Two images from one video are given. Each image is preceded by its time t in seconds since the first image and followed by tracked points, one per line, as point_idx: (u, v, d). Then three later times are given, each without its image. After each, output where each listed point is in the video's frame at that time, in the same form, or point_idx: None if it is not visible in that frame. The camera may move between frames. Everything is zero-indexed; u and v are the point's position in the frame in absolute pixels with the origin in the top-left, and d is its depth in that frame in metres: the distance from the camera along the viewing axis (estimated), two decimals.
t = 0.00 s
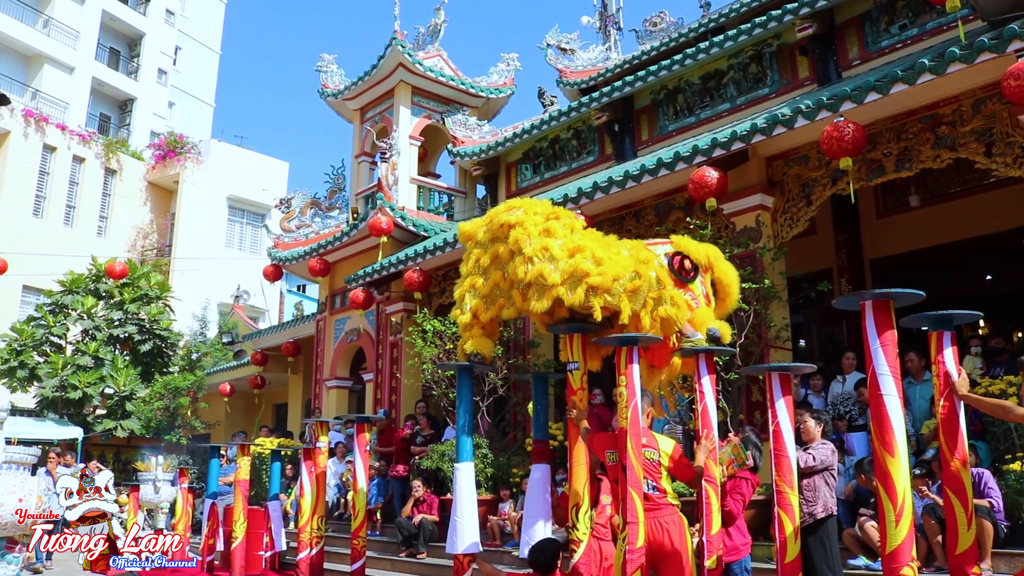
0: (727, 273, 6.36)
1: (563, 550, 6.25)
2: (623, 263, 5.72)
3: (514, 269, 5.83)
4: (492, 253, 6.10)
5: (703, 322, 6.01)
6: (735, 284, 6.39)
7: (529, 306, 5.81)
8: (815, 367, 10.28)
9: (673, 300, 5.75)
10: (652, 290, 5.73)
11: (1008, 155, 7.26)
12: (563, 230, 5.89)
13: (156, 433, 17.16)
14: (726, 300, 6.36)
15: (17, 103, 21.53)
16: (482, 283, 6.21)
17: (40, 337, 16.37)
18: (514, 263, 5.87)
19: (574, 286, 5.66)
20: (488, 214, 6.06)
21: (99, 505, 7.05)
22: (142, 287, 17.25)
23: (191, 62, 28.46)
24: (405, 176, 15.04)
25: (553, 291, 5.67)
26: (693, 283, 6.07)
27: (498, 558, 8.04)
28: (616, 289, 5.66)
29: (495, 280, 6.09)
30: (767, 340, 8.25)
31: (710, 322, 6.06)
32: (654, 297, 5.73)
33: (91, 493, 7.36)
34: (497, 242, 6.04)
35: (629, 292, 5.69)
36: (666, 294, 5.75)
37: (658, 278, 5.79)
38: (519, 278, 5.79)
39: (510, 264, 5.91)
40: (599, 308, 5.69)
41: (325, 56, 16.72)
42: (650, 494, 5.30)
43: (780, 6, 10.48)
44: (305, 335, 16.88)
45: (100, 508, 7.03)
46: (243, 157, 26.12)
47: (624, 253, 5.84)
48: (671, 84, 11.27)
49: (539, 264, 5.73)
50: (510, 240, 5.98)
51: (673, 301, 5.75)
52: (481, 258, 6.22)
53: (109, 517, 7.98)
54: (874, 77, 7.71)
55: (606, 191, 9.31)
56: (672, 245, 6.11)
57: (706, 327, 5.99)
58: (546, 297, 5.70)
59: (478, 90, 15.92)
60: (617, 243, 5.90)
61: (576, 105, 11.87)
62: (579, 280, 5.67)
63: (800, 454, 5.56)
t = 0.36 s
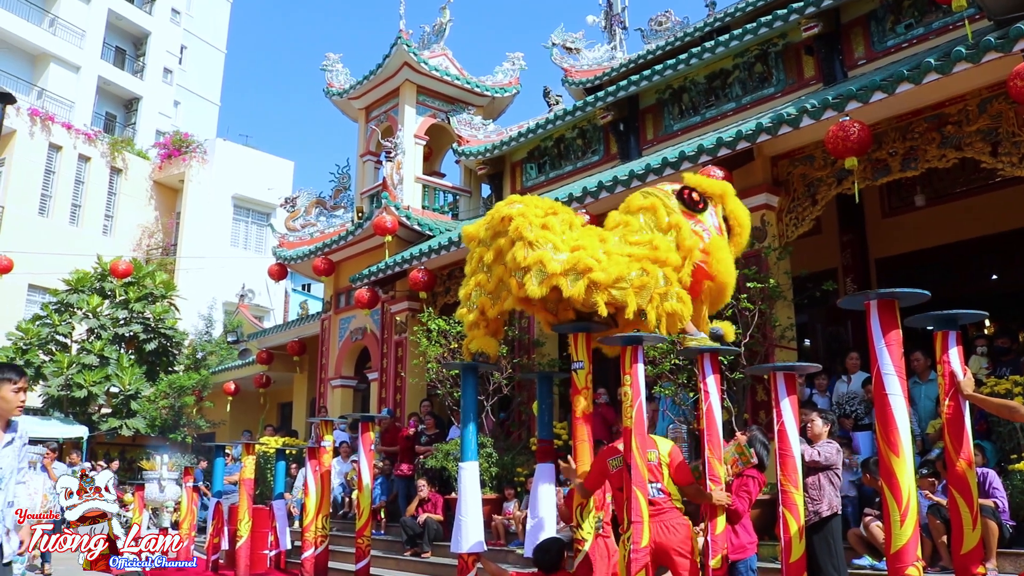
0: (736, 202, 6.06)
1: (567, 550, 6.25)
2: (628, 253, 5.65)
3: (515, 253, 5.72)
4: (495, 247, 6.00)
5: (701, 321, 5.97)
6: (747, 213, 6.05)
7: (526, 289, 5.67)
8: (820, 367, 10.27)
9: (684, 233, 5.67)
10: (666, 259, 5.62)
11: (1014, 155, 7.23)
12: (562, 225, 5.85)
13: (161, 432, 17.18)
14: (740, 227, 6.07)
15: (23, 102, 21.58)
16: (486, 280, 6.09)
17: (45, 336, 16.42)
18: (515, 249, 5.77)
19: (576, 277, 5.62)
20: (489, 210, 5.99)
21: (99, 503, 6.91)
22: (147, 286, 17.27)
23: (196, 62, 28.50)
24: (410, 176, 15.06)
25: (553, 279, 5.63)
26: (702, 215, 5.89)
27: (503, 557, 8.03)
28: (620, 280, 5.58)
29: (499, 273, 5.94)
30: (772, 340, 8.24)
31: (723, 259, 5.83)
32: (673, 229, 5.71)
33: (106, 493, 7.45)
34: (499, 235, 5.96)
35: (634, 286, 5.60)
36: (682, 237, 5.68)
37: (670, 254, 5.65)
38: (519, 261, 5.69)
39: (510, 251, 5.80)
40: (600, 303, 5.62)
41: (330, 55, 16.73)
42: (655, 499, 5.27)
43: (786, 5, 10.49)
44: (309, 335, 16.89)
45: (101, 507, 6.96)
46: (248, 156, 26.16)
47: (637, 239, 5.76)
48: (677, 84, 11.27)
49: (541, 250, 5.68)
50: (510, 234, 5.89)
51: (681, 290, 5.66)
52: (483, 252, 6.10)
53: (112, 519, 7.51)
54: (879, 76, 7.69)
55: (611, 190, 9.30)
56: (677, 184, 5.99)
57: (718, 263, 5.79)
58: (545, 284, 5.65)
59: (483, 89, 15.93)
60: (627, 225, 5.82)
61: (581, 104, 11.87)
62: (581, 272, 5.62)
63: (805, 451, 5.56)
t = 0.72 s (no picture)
0: (732, 164, 6.08)
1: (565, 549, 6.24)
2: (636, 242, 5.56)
3: (523, 249, 5.65)
4: (493, 244, 5.89)
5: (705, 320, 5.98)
6: (744, 174, 6.10)
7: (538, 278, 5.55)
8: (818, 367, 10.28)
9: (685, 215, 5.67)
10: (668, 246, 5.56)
11: (1012, 156, 7.23)
12: (562, 223, 5.74)
13: (159, 431, 17.19)
14: (743, 191, 6.13)
15: (21, 101, 21.56)
16: (482, 278, 6.00)
17: (43, 335, 16.42)
18: (521, 246, 5.68)
19: (586, 269, 5.57)
20: (487, 209, 5.89)
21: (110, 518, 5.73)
22: (145, 285, 17.25)
23: (195, 61, 28.48)
24: (409, 175, 15.06)
25: (565, 272, 5.54)
26: (698, 190, 5.91)
27: (501, 557, 8.02)
28: (631, 272, 5.54)
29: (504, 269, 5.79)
30: (770, 339, 8.26)
31: (730, 229, 5.90)
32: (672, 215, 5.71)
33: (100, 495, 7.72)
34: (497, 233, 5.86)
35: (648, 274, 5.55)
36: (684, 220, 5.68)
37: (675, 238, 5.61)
38: (529, 258, 5.61)
39: (515, 249, 5.70)
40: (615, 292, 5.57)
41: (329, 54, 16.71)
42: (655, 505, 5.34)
43: (786, 5, 10.48)
44: (308, 334, 16.88)
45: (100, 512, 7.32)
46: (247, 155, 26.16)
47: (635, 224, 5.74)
48: (676, 84, 11.26)
49: (550, 246, 5.59)
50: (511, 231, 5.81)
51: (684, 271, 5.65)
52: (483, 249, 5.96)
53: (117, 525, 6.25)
54: (878, 76, 7.69)
55: (610, 190, 9.29)
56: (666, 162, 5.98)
57: (726, 234, 5.84)
58: (557, 276, 5.56)
59: (482, 89, 15.93)
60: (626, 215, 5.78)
61: (580, 104, 11.86)
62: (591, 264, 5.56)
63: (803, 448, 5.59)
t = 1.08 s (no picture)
0: (750, 125, 5.99)
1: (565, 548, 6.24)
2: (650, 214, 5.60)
3: (538, 241, 5.81)
4: (502, 240, 6.07)
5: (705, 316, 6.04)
6: (762, 134, 6.01)
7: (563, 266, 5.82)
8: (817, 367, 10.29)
9: (702, 189, 5.60)
10: (685, 221, 5.54)
11: (1011, 156, 7.24)
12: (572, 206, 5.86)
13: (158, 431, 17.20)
14: (763, 151, 6.04)
15: (20, 100, 21.54)
16: (490, 275, 6.10)
17: (42, 335, 16.41)
18: (535, 236, 5.83)
19: (603, 241, 5.62)
20: (490, 208, 6.07)
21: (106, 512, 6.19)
22: (143, 285, 17.25)
23: (194, 61, 28.46)
24: (408, 175, 15.05)
25: (584, 251, 5.68)
26: (717, 157, 5.86)
27: (500, 557, 8.03)
28: (645, 246, 5.57)
29: (520, 262, 5.91)
30: (769, 340, 8.28)
31: (753, 195, 5.77)
32: (689, 189, 5.64)
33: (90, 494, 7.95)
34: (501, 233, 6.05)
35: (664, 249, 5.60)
36: (699, 193, 5.59)
37: (693, 208, 5.60)
38: (544, 246, 5.80)
39: (528, 243, 5.88)
40: (633, 268, 5.64)
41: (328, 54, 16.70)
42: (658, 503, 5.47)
43: (785, 5, 10.48)
44: (307, 334, 16.88)
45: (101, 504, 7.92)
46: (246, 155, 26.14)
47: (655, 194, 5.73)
48: (675, 84, 11.26)
49: (565, 226, 5.72)
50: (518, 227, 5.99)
51: (704, 240, 5.61)
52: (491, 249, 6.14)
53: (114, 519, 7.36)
54: (877, 77, 7.69)
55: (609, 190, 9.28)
56: (683, 129, 5.96)
57: (749, 201, 5.73)
58: (580, 260, 5.75)
59: (481, 89, 15.92)
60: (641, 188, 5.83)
61: (579, 104, 11.85)
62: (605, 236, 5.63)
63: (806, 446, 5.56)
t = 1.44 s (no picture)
0: (751, 96, 5.92)
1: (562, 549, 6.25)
2: (653, 197, 5.85)
3: (546, 230, 6.12)
4: (504, 236, 6.43)
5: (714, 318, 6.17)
6: (764, 101, 5.90)
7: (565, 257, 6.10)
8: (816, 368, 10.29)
9: (710, 170, 5.72)
10: (688, 202, 5.70)
11: (1009, 157, 7.23)
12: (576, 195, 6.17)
13: (156, 431, 17.18)
14: (770, 119, 5.94)
15: (18, 99, 21.51)
16: (498, 273, 6.37)
17: (40, 335, 16.37)
18: (542, 225, 6.18)
19: (608, 225, 5.93)
20: (490, 208, 6.51)
21: (98, 504, 7.86)
22: (142, 284, 17.23)
23: (192, 61, 28.45)
24: (406, 174, 15.04)
25: (590, 234, 5.93)
26: (722, 136, 5.88)
27: (499, 557, 8.02)
28: (647, 230, 5.80)
29: (529, 254, 6.25)
30: (767, 340, 8.27)
31: (769, 164, 5.79)
32: (696, 171, 5.77)
33: (87, 494, 7.89)
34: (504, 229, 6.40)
35: (665, 233, 5.79)
36: (706, 174, 5.71)
37: (697, 191, 5.73)
38: (551, 234, 6.10)
39: (535, 235, 6.21)
40: (630, 258, 5.87)
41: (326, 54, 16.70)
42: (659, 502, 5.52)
43: (784, 6, 10.49)
44: (305, 334, 16.85)
45: (100, 506, 7.87)
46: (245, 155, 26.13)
47: (661, 173, 5.96)
48: (674, 84, 11.25)
49: (573, 213, 6.06)
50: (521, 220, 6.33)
51: (709, 220, 5.74)
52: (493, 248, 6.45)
53: (107, 519, 8.60)
54: (875, 78, 7.70)
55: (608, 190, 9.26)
56: (684, 116, 6.01)
57: (766, 170, 5.75)
58: (583, 242, 5.95)
59: (480, 89, 15.93)
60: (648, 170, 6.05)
61: (578, 104, 11.84)
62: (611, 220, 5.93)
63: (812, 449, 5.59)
